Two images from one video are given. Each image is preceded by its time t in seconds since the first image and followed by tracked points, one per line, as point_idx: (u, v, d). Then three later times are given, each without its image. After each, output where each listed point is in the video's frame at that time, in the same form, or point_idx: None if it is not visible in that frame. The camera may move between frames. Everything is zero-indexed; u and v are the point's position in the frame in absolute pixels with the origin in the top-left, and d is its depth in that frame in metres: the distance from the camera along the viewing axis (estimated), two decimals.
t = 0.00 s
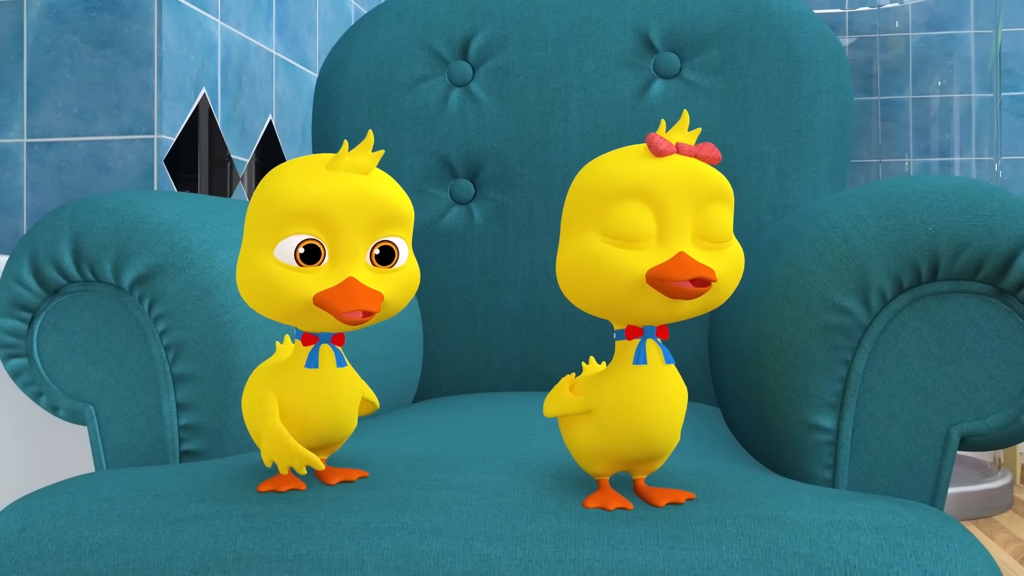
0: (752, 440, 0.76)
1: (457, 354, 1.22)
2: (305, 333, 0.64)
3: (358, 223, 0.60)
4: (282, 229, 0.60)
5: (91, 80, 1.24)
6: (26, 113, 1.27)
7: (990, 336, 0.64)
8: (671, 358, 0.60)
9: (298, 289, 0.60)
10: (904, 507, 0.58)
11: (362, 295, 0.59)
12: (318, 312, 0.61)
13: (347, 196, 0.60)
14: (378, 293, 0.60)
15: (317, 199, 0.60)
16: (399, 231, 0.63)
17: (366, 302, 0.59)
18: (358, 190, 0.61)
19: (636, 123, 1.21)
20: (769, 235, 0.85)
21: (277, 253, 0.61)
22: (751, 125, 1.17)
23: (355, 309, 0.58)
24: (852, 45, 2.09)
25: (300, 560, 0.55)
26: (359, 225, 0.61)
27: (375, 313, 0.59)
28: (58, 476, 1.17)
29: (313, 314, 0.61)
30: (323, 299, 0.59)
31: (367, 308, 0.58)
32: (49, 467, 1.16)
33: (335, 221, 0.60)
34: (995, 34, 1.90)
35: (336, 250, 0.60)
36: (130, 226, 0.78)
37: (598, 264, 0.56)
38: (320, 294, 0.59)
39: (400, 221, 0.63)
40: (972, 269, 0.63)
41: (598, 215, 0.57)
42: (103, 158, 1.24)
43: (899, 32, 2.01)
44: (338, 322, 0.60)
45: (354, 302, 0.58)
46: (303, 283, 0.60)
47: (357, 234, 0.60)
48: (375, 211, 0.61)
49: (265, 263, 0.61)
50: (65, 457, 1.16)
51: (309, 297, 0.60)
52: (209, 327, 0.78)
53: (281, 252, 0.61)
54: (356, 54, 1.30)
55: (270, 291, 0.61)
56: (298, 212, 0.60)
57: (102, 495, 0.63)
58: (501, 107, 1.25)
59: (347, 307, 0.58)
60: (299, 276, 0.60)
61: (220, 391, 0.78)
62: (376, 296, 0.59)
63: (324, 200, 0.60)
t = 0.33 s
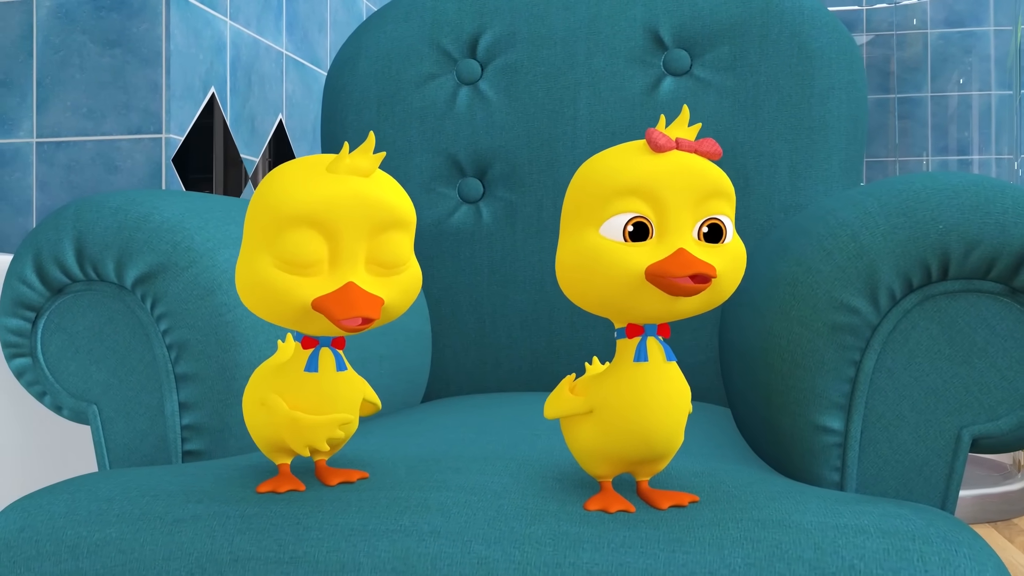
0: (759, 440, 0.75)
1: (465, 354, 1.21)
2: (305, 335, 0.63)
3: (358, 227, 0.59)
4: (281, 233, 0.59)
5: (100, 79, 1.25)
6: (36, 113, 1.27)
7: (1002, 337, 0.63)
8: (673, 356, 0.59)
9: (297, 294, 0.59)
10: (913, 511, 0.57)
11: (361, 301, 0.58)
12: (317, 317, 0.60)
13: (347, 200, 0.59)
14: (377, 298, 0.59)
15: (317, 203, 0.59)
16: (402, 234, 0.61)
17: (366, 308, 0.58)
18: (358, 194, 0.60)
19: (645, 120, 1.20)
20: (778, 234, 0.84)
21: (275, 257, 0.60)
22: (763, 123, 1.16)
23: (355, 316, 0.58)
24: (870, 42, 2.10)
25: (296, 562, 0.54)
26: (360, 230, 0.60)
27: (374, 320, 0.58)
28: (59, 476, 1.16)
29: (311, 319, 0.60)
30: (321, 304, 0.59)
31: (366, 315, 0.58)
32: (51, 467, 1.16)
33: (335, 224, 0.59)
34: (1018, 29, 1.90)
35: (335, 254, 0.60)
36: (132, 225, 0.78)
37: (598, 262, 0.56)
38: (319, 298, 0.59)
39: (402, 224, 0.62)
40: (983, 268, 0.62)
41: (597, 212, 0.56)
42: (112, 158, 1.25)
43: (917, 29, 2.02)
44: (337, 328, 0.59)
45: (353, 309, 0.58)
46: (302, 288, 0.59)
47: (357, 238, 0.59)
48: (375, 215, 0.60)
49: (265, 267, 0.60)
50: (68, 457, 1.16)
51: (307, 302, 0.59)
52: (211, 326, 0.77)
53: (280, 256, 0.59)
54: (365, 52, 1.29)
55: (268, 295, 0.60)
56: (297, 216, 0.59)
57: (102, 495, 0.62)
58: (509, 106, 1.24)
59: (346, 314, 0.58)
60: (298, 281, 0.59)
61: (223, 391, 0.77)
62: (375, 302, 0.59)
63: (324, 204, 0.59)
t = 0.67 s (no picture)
0: (766, 441, 0.73)
1: (474, 353, 1.20)
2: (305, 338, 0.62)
3: (357, 228, 0.58)
4: (278, 234, 0.58)
5: (109, 79, 1.25)
6: (45, 113, 1.28)
7: (1014, 337, 0.61)
8: (672, 348, 0.58)
9: (294, 296, 0.58)
10: (921, 515, 0.55)
11: (360, 304, 0.57)
12: (315, 319, 0.59)
13: (346, 201, 0.58)
14: (376, 300, 0.58)
15: (315, 205, 0.57)
16: (401, 235, 0.60)
17: (364, 311, 0.57)
18: (357, 194, 0.58)
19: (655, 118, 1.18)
20: (788, 233, 0.83)
21: (273, 258, 0.58)
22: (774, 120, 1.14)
23: (353, 319, 0.57)
24: (888, 40, 2.25)
25: (292, 564, 0.54)
26: (358, 231, 0.58)
27: (373, 323, 0.57)
28: (57, 478, 1.16)
29: (309, 321, 0.59)
30: (319, 306, 0.58)
31: (364, 319, 0.57)
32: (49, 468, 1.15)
33: (334, 226, 0.58)
34: None
35: (333, 256, 0.58)
36: (135, 224, 0.78)
37: (595, 255, 0.55)
38: (317, 301, 0.58)
39: (402, 224, 0.60)
40: (995, 267, 0.61)
41: (591, 204, 0.56)
42: (120, 157, 1.25)
43: (936, 26, 2.18)
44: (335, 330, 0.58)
45: (352, 312, 0.57)
46: (299, 289, 0.58)
47: (356, 240, 0.58)
48: (374, 216, 0.58)
49: (262, 268, 0.59)
50: (67, 458, 1.16)
51: (305, 304, 0.58)
52: (213, 326, 0.77)
53: (277, 258, 0.58)
54: (373, 51, 1.29)
55: (265, 296, 0.59)
56: (294, 217, 0.58)
57: (101, 495, 0.62)
58: (518, 103, 1.23)
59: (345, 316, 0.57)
60: (295, 282, 0.58)
61: (225, 391, 0.77)
62: (374, 304, 0.58)
63: (322, 205, 0.57)
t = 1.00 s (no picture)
0: (774, 442, 0.72)
1: (483, 353, 1.20)
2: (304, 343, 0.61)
3: (357, 237, 0.57)
4: (277, 242, 0.57)
5: (117, 78, 1.25)
6: (54, 112, 1.28)
7: None
8: (662, 363, 0.57)
9: (292, 305, 0.57)
10: (929, 519, 0.54)
11: (358, 315, 0.56)
12: (313, 328, 0.58)
13: (345, 209, 0.57)
14: (376, 310, 0.57)
15: (313, 212, 0.57)
16: (403, 244, 0.59)
17: (360, 322, 0.56)
18: (357, 203, 0.57)
19: (664, 116, 1.17)
20: (797, 230, 0.81)
21: (271, 266, 0.58)
22: (786, 118, 1.13)
23: (350, 331, 0.56)
24: (907, 37, 2.26)
25: (288, 565, 0.53)
26: (358, 240, 0.57)
27: (370, 334, 0.56)
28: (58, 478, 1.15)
29: (307, 330, 0.58)
30: (316, 315, 0.57)
31: (360, 330, 0.56)
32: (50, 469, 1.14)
33: (332, 235, 0.57)
34: None
35: (333, 264, 0.57)
36: (137, 223, 0.77)
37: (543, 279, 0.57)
38: (315, 311, 0.57)
39: (404, 233, 0.59)
40: (1006, 265, 0.59)
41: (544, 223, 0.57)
42: (128, 157, 1.25)
43: (954, 23, 2.24)
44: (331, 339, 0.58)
45: (351, 323, 0.56)
46: (297, 298, 0.57)
47: (355, 249, 0.57)
48: (374, 225, 0.58)
49: (260, 276, 0.58)
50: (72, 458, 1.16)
51: (303, 313, 0.57)
52: (215, 325, 0.76)
53: (275, 266, 0.57)
54: (381, 50, 1.28)
55: (263, 304, 0.58)
56: (292, 225, 0.57)
57: (100, 495, 0.62)
58: (526, 102, 1.22)
59: (341, 327, 0.56)
60: (293, 291, 0.57)
61: (227, 391, 0.76)
62: (372, 315, 0.57)
63: (321, 213, 0.57)
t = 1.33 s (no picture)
0: (780, 445, 0.71)
1: (490, 353, 1.19)
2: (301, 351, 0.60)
3: (356, 257, 0.56)
4: (277, 261, 0.56)
5: (125, 78, 1.25)
6: (63, 112, 1.29)
7: None
8: (643, 378, 0.56)
9: (290, 324, 0.56)
10: (936, 523, 0.53)
11: (356, 338, 0.55)
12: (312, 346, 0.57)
13: (343, 229, 0.55)
14: (375, 331, 0.56)
15: (310, 231, 0.55)
16: (404, 262, 0.58)
17: (359, 347, 0.55)
18: (356, 221, 0.56)
19: (673, 113, 1.16)
20: (807, 229, 0.80)
21: (269, 284, 0.56)
22: (796, 115, 1.11)
23: (348, 355, 0.54)
24: (925, 34, 2.26)
25: (283, 567, 0.52)
26: (357, 259, 0.56)
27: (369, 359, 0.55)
28: (59, 477, 1.12)
29: (306, 347, 0.58)
30: (315, 336, 0.56)
31: (358, 356, 0.54)
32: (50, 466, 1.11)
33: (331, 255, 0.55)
34: None
35: (332, 283, 0.56)
36: (139, 222, 0.77)
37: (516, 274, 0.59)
38: (313, 330, 0.56)
39: (405, 249, 0.58)
40: (1017, 264, 0.58)
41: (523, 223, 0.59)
42: (136, 156, 1.25)
43: (973, 20, 2.24)
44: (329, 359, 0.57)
45: (348, 347, 0.54)
46: (295, 317, 0.56)
47: (355, 269, 0.56)
48: (374, 244, 0.56)
49: (258, 293, 0.57)
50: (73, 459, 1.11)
51: (301, 331, 0.57)
52: (216, 325, 0.76)
53: (273, 283, 0.56)
54: (389, 48, 1.28)
55: (262, 321, 0.57)
56: (291, 244, 0.55)
57: (98, 495, 0.62)
58: (534, 100, 1.21)
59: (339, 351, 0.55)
60: (293, 309, 0.56)
61: (228, 391, 0.76)
62: (371, 339, 0.56)
63: (320, 232, 0.55)
